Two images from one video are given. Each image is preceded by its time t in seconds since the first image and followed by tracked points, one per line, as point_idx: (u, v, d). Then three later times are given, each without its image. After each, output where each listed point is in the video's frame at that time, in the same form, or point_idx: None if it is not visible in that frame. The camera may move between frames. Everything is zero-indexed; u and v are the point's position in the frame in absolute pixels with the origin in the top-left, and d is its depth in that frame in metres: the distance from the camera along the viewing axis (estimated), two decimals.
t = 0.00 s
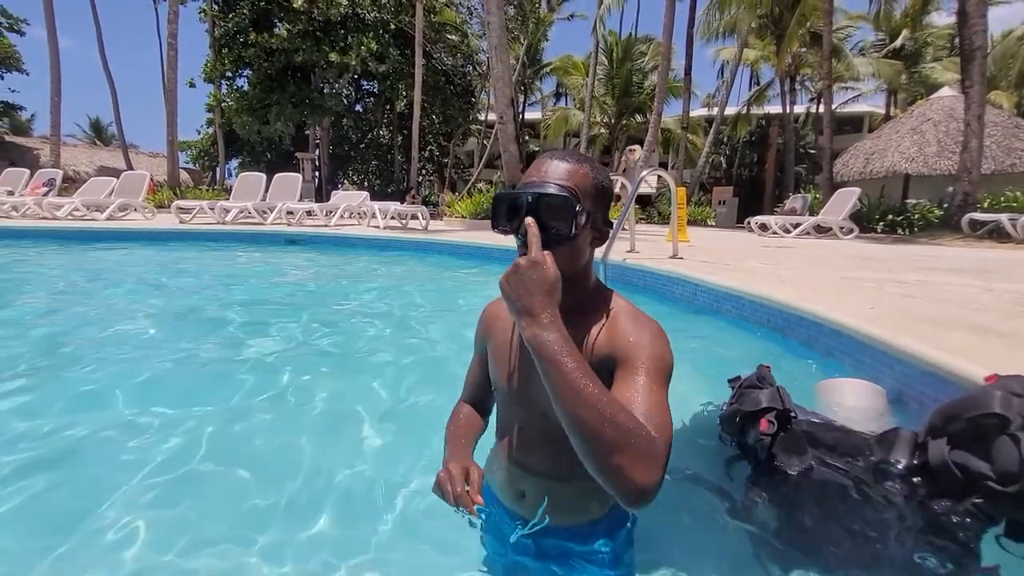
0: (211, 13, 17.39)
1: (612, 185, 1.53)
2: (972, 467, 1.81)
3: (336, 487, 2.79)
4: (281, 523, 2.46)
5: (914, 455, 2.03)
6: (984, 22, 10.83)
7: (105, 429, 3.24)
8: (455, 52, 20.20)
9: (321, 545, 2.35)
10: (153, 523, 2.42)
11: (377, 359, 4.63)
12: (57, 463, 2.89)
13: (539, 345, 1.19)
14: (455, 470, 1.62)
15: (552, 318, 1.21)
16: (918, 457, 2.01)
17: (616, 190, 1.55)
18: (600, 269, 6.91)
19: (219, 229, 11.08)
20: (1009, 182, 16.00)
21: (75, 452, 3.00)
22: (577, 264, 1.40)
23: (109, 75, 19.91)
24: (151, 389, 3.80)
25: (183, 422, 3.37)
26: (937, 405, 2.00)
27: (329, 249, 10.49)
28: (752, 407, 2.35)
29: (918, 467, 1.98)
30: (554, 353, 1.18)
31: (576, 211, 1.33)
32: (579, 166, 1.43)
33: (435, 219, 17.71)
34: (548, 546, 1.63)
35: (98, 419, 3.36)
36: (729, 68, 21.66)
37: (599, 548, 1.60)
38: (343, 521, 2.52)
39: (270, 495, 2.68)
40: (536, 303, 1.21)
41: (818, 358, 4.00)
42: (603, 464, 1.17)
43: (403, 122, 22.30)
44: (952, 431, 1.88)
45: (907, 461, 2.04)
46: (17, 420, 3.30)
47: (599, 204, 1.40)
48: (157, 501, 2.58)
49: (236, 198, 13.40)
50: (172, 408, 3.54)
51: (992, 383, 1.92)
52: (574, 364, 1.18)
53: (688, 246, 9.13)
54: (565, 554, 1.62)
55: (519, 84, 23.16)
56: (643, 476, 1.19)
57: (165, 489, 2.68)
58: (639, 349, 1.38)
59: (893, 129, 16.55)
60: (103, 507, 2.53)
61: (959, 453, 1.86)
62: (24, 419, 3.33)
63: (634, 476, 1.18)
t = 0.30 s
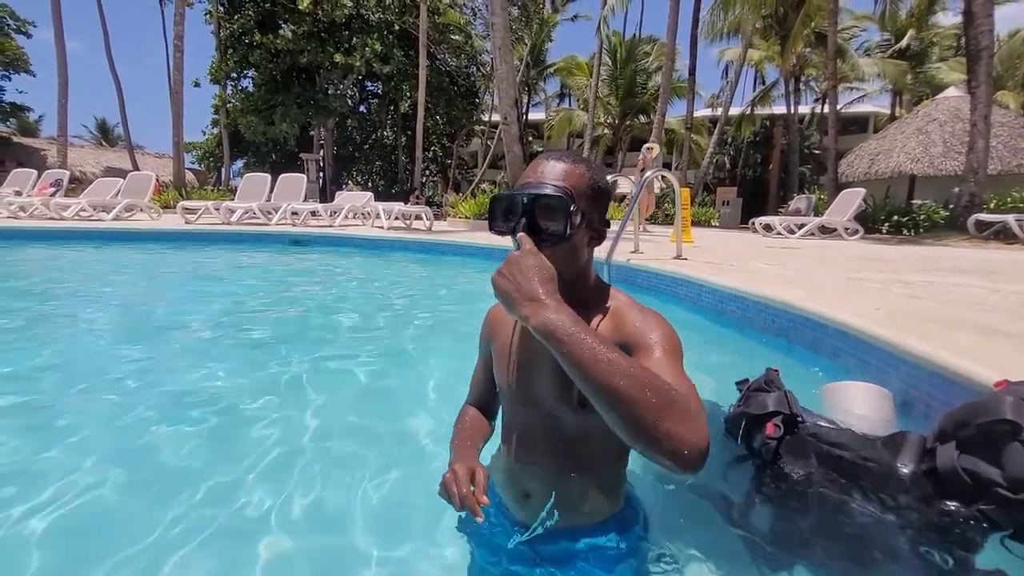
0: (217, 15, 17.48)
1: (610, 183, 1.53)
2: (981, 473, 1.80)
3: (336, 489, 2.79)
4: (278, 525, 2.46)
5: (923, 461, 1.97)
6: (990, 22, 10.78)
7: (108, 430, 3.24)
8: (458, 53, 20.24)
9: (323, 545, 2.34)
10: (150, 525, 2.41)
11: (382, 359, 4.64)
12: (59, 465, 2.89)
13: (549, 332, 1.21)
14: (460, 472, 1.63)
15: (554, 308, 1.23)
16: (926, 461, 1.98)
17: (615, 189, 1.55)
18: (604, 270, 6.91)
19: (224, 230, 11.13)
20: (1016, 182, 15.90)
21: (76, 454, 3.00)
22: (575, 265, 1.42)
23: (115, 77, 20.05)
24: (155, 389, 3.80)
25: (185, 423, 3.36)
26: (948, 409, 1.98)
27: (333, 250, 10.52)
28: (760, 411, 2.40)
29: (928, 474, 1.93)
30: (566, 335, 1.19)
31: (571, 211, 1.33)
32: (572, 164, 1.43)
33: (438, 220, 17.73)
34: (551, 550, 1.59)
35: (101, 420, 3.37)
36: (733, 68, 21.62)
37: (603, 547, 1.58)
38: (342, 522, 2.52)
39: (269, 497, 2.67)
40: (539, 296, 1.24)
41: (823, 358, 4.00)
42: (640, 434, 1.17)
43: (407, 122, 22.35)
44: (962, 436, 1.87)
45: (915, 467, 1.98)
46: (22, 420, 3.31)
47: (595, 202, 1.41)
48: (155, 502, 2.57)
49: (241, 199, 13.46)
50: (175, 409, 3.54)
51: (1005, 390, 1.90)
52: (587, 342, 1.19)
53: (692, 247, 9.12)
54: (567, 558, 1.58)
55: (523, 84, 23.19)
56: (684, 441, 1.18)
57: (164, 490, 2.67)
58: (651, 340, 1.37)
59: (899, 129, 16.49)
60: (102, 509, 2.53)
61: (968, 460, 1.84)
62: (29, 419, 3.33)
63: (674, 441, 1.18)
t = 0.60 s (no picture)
0: (222, 16, 17.50)
1: (611, 186, 1.54)
2: (989, 480, 1.79)
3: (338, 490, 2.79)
4: (280, 525, 2.47)
5: (931, 464, 1.99)
6: (996, 21, 10.73)
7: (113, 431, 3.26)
8: (462, 54, 20.28)
9: (324, 547, 2.35)
10: (153, 525, 2.43)
11: (385, 360, 4.65)
12: (64, 464, 2.91)
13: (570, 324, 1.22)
14: (461, 471, 1.65)
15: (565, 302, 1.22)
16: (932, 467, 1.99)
17: (616, 191, 1.56)
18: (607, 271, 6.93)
19: (229, 231, 11.19)
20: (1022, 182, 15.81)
21: (81, 453, 3.02)
22: (577, 266, 1.42)
23: (121, 78, 20.18)
24: (161, 389, 3.83)
25: (189, 423, 3.38)
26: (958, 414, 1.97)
27: (337, 250, 10.56)
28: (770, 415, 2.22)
29: (933, 477, 1.95)
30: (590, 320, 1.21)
31: (570, 215, 1.34)
32: (567, 168, 1.45)
33: (442, 220, 17.75)
34: (556, 548, 1.63)
35: (107, 420, 3.39)
36: (737, 68, 21.56)
37: (606, 546, 1.62)
38: (343, 524, 2.53)
39: (271, 497, 2.68)
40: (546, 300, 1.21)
41: (828, 359, 4.00)
42: (683, 382, 1.21)
43: (411, 123, 22.40)
44: (971, 443, 1.86)
45: (925, 470, 1.98)
46: (30, 420, 3.34)
47: (594, 204, 1.42)
48: (158, 503, 2.59)
49: (246, 200, 13.52)
50: (179, 410, 3.56)
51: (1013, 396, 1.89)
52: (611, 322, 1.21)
53: (696, 248, 9.12)
54: (570, 557, 1.62)
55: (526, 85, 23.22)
56: (723, 378, 1.26)
57: (167, 491, 2.69)
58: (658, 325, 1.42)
59: (904, 130, 16.41)
60: (107, 509, 2.54)
61: (976, 467, 1.83)
62: (37, 419, 3.36)
63: (716, 383, 1.24)
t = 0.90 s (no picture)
0: (226, 18, 17.59)
1: (616, 186, 1.54)
2: (993, 478, 1.78)
3: (339, 491, 2.78)
4: (280, 528, 2.45)
5: (935, 465, 1.96)
6: (1002, 21, 10.66)
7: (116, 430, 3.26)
8: (465, 54, 20.28)
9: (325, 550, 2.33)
10: (153, 527, 2.41)
11: (387, 361, 4.63)
12: (67, 464, 2.92)
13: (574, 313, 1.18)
14: (465, 472, 1.64)
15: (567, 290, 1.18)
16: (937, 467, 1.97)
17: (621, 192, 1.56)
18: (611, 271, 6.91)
19: (233, 231, 11.22)
20: None
21: (85, 453, 3.02)
22: (583, 266, 1.41)
23: (126, 79, 20.27)
24: (165, 388, 3.84)
25: (192, 424, 3.38)
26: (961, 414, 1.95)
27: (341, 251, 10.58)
28: (765, 414, 2.37)
29: (937, 478, 1.92)
30: (596, 305, 1.19)
31: (577, 214, 1.34)
32: (571, 168, 1.44)
33: (445, 221, 17.77)
34: (559, 551, 1.61)
35: (109, 420, 3.40)
36: (741, 68, 21.50)
37: (612, 551, 1.61)
38: (342, 526, 2.51)
39: (270, 499, 2.66)
40: (544, 295, 1.16)
41: (834, 360, 3.97)
42: (692, 350, 1.20)
43: (414, 124, 22.42)
44: (973, 442, 1.85)
45: (926, 473, 1.97)
46: (32, 421, 3.34)
47: (600, 203, 1.42)
48: (161, 504, 2.58)
49: (250, 200, 13.55)
50: (183, 409, 3.56)
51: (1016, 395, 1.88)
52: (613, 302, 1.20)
53: (700, 248, 9.10)
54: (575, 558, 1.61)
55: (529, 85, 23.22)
56: (738, 338, 1.26)
57: (168, 493, 2.67)
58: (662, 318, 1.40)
59: (909, 129, 16.35)
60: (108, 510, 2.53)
61: (980, 464, 1.82)
62: (39, 419, 3.36)
63: (732, 343, 1.24)
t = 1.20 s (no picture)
0: (232, 19, 17.66)
1: (619, 185, 1.52)
2: (999, 480, 1.77)
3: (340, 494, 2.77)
4: (282, 530, 2.44)
5: (941, 465, 1.97)
6: (1010, 20, 10.57)
7: (120, 430, 3.27)
8: (469, 54, 20.30)
9: (327, 551, 2.33)
10: (157, 528, 2.41)
11: (391, 361, 4.62)
12: (71, 463, 2.93)
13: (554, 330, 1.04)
14: (468, 476, 1.64)
15: (553, 304, 1.07)
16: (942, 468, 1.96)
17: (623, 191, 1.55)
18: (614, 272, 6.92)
19: (237, 231, 11.27)
20: None
21: (89, 452, 3.03)
22: (590, 269, 1.41)
23: (133, 80, 20.41)
24: (169, 388, 3.86)
25: (196, 424, 3.38)
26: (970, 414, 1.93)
27: (345, 251, 10.61)
28: (773, 413, 2.35)
29: (943, 479, 1.91)
30: (583, 327, 1.08)
31: (583, 222, 1.33)
32: (571, 171, 1.44)
33: (449, 222, 17.80)
34: (566, 551, 1.61)
35: (114, 419, 3.41)
36: (746, 69, 21.42)
37: (619, 548, 1.60)
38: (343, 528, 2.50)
39: (272, 501, 2.65)
40: (534, 303, 1.03)
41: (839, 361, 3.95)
42: (670, 372, 1.14)
43: (418, 124, 22.45)
44: (979, 443, 1.83)
45: (933, 472, 1.98)
46: (38, 420, 3.35)
47: (604, 205, 1.42)
48: (165, 505, 2.59)
49: (255, 200, 13.61)
50: (187, 409, 3.56)
51: None
52: (598, 323, 1.10)
53: (704, 249, 9.08)
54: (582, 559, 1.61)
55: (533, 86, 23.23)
56: (711, 357, 1.21)
57: (172, 494, 2.68)
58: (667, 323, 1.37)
59: (915, 130, 16.23)
60: (112, 510, 2.54)
61: (986, 466, 1.81)
62: (44, 418, 3.38)
63: (705, 364, 1.19)
